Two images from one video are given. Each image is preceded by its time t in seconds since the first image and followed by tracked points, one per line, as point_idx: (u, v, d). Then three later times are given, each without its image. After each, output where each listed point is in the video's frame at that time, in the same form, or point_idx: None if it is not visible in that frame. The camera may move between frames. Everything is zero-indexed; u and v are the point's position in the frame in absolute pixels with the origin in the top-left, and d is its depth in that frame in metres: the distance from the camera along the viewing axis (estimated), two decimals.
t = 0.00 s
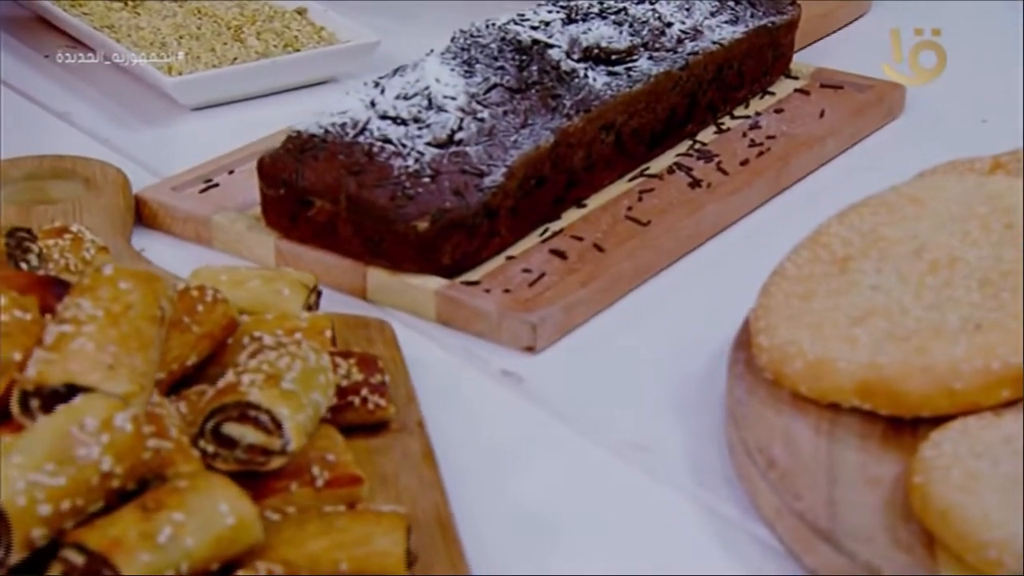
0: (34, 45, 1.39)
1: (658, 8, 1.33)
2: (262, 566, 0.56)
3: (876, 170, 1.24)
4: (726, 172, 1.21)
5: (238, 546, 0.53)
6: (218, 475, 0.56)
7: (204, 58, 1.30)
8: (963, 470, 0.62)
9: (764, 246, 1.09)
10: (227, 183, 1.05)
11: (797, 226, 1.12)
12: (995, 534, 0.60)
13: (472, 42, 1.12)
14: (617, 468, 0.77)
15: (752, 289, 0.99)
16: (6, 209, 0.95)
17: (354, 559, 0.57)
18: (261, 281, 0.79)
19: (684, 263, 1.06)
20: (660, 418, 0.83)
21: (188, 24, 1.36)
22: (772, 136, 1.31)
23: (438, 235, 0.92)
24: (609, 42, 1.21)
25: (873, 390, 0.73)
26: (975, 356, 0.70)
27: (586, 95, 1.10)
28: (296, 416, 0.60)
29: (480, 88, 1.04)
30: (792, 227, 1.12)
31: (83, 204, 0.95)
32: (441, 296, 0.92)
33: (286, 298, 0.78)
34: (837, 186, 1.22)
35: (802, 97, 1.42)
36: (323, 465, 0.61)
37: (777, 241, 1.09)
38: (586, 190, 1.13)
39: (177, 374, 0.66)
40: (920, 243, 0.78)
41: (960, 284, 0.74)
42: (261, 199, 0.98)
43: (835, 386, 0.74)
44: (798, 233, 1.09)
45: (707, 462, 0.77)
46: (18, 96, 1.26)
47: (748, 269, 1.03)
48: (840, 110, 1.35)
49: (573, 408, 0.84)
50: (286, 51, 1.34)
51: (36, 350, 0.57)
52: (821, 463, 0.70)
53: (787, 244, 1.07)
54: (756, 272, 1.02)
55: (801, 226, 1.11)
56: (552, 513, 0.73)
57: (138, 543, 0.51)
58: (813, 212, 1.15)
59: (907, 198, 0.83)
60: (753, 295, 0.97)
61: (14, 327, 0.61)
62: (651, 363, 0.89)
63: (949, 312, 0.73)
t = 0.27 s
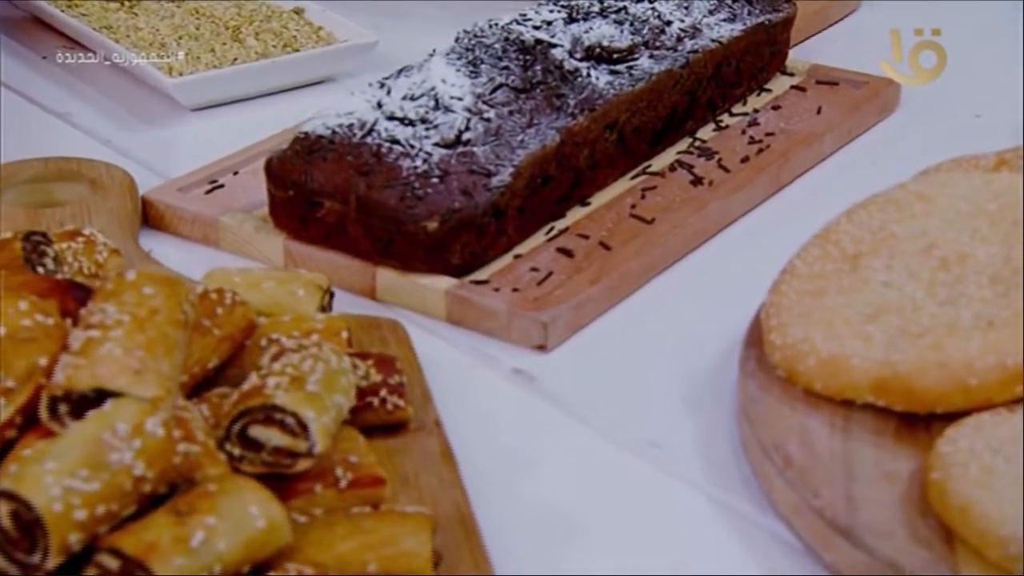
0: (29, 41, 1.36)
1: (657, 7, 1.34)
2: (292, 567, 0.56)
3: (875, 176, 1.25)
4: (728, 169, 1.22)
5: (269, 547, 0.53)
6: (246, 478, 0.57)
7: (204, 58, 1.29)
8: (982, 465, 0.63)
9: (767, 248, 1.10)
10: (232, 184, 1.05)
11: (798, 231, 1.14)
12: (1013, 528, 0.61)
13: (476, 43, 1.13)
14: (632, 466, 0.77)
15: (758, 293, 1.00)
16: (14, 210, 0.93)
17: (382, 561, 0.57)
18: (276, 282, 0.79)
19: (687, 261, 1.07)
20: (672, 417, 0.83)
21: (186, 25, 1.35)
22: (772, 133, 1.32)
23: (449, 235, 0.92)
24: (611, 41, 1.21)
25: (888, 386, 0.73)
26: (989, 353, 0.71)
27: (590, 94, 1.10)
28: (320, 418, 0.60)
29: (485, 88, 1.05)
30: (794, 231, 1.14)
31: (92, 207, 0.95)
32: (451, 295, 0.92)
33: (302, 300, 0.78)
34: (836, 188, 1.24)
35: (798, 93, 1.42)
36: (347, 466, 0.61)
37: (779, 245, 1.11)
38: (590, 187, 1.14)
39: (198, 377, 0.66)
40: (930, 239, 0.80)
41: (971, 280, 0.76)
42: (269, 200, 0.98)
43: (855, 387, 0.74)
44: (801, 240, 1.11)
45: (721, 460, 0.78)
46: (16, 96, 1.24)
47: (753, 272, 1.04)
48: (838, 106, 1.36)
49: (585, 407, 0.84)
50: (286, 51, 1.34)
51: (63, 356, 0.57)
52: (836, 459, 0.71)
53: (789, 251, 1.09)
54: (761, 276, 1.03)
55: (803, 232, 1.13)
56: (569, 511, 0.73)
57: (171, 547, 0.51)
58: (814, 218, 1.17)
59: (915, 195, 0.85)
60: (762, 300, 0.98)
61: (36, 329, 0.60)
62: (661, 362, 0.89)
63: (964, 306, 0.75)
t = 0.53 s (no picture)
0: (29, 41, 1.35)
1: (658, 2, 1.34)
2: (326, 564, 0.57)
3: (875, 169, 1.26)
4: (731, 163, 1.23)
5: (303, 544, 0.54)
6: (277, 475, 0.57)
7: (207, 56, 1.28)
8: (1000, 455, 0.64)
9: (772, 242, 1.11)
10: (241, 182, 1.05)
11: (801, 224, 1.15)
12: None
13: (482, 39, 1.13)
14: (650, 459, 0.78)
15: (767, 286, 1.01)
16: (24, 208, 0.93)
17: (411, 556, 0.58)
18: (293, 280, 0.79)
19: (693, 256, 1.08)
20: (686, 411, 0.84)
21: (188, 23, 1.35)
22: (772, 126, 1.33)
23: (461, 231, 0.93)
24: (614, 37, 1.22)
25: (904, 378, 0.74)
26: (1003, 345, 0.72)
27: (595, 89, 1.10)
28: (349, 415, 0.60)
29: (493, 84, 1.05)
30: (798, 225, 1.14)
31: (104, 206, 0.95)
32: (464, 291, 0.92)
33: (319, 297, 0.79)
34: (837, 181, 1.24)
35: (796, 86, 1.43)
36: (373, 462, 0.61)
37: (783, 238, 1.11)
38: (596, 182, 1.14)
39: (223, 375, 0.67)
40: (941, 232, 0.80)
41: (983, 272, 0.76)
42: (279, 197, 0.99)
43: (870, 378, 0.75)
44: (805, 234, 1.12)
45: (737, 453, 0.79)
46: (19, 94, 1.23)
47: (758, 266, 1.05)
48: (836, 100, 1.37)
49: (600, 402, 0.85)
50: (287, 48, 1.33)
51: (94, 356, 0.57)
52: (853, 450, 0.71)
53: (793, 245, 1.09)
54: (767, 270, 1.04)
55: (806, 226, 1.14)
56: (591, 504, 0.74)
57: (209, 545, 0.51)
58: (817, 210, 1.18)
59: (924, 188, 0.85)
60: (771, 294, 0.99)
61: (65, 330, 0.60)
62: (673, 356, 0.90)
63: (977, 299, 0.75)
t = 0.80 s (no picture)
0: (32, 39, 1.34)
1: None
2: (356, 559, 0.57)
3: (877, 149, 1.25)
4: (733, 157, 1.24)
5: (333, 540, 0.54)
6: (306, 472, 0.57)
7: (210, 53, 1.28)
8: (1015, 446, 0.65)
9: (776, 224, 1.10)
10: (249, 178, 1.05)
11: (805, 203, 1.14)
12: None
13: (489, 36, 1.13)
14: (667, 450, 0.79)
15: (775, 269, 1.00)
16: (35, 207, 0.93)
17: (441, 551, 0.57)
18: (309, 277, 0.80)
19: (699, 248, 1.08)
20: (700, 402, 0.85)
21: (190, 20, 1.34)
22: (772, 120, 1.33)
23: (471, 227, 0.93)
24: (619, 32, 1.22)
25: (918, 370, 0.75)
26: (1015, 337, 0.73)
27: (601, 85, 1.10)
28: (375, 411, 0.61)
29: (501, 80, 1.05)
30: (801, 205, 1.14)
31: (113, 205, 0.94)
32: (475, 286, 0.93)
33: (335, 293, 0.79)
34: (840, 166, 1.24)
35: (794, 81, 1.44)
36: (396, 457, 0.62)
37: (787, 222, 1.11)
38: (601, 177, 1.15)
39: (246, 372, 0.67)
40: (951, 225, 0.79)
41: (994, 265, 0.75)
42: (289, 193, 0.99)
43: (882, 369, 0.77)
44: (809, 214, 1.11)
45: (752, 445, 0.80)
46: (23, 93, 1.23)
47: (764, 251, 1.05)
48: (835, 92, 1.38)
49: (615, 395, 0.86)
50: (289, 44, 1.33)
51: (123, 354, 0.58)
52: (869, 442, 0.72)
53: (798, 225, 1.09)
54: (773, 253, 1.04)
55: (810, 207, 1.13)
56: (611, 498, 0.75)
57: (244, 542, 0.51)
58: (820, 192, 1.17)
59: (934, 181, 0.84)
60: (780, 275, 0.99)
61: (92, 331, 0.61)
62: (685, 348, 0.91)
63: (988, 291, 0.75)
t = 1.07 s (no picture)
0: (36, 37, 1.33)
1: None
2: (395, 552, 0.57)
3: (880, 154, 1.28)
4: (741, 150, 1.24)
5: (373, 535, 0.55)
6: (344, 467, 0.58)
7: (218, 51, 1.28)
8: None
9: (784, 228, 1.12)
10: (262, 175, 1.06)
11: (812, 210, 1.16)
12: None
13: (500, 32, 1.14)
14: (687, 441, 0.80)
15: (786, 272, 1.02)
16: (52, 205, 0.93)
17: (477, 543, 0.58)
18: (332, 273, 0.80)
19: (708, 243, 1.09)
20: (718, 393, 0.86)
21: (197, 17, 1.34)
22: (777, 113, 1.34)
23: (488, 222, 0.93)
24: (626, 27, 1.24)
25: (936, 360, 0.76)
26: None
27: (611, 80, 1.10)
28: (408, 406, 0.61)
29: (514, 77, 1.06)
30: (808, 211, 1.16)
31: (130, 202, 0.95)
32: (492, 280, 0.93)
33: (358, 290, 0.79)
34: (843, 167, 1.26)
35: (796, 74, 1.44)
36: (428, 452, 0.62)
37: (795, 224, 1.13)
38: (612, 170, 1.16)
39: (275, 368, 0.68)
40: (966, 217, 0.80)
41: (1009, 256, 0.76)
42: (304, 189, 0.99)
43: (902, 360, 0.77)
44: (816, 222, 1.13)
45: (772, 434, 0.81)
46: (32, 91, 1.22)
47: (773, 252, 1.06)
48: (837, 86, 1.39)
49: (635, 388, 0.87)
50: (297, 41, 1.32)
51: (160, 353, 0.58)
52: (890, 432, 0.73)
53: (807, 231, 1.11)
54: (783, 256, 1.05)
55: (818, 213, 1.15)
56: (636, 491, 0.76)
57: (287, 537, 0.52)
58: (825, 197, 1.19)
59: (947, 173, 0.86)
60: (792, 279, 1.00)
61: (128, 331, 0.61)
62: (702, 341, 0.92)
63: (1006, 282, 0.76)
